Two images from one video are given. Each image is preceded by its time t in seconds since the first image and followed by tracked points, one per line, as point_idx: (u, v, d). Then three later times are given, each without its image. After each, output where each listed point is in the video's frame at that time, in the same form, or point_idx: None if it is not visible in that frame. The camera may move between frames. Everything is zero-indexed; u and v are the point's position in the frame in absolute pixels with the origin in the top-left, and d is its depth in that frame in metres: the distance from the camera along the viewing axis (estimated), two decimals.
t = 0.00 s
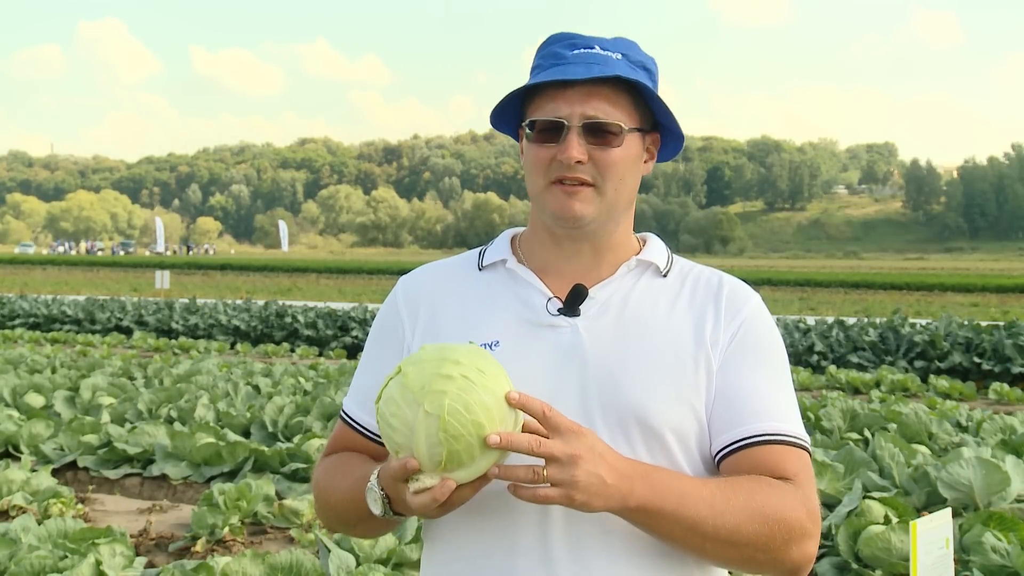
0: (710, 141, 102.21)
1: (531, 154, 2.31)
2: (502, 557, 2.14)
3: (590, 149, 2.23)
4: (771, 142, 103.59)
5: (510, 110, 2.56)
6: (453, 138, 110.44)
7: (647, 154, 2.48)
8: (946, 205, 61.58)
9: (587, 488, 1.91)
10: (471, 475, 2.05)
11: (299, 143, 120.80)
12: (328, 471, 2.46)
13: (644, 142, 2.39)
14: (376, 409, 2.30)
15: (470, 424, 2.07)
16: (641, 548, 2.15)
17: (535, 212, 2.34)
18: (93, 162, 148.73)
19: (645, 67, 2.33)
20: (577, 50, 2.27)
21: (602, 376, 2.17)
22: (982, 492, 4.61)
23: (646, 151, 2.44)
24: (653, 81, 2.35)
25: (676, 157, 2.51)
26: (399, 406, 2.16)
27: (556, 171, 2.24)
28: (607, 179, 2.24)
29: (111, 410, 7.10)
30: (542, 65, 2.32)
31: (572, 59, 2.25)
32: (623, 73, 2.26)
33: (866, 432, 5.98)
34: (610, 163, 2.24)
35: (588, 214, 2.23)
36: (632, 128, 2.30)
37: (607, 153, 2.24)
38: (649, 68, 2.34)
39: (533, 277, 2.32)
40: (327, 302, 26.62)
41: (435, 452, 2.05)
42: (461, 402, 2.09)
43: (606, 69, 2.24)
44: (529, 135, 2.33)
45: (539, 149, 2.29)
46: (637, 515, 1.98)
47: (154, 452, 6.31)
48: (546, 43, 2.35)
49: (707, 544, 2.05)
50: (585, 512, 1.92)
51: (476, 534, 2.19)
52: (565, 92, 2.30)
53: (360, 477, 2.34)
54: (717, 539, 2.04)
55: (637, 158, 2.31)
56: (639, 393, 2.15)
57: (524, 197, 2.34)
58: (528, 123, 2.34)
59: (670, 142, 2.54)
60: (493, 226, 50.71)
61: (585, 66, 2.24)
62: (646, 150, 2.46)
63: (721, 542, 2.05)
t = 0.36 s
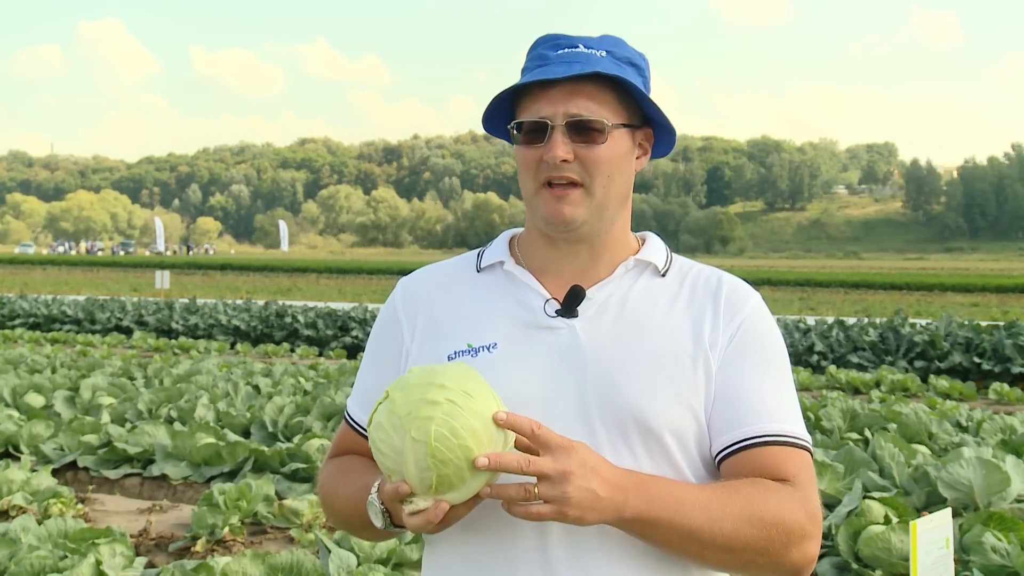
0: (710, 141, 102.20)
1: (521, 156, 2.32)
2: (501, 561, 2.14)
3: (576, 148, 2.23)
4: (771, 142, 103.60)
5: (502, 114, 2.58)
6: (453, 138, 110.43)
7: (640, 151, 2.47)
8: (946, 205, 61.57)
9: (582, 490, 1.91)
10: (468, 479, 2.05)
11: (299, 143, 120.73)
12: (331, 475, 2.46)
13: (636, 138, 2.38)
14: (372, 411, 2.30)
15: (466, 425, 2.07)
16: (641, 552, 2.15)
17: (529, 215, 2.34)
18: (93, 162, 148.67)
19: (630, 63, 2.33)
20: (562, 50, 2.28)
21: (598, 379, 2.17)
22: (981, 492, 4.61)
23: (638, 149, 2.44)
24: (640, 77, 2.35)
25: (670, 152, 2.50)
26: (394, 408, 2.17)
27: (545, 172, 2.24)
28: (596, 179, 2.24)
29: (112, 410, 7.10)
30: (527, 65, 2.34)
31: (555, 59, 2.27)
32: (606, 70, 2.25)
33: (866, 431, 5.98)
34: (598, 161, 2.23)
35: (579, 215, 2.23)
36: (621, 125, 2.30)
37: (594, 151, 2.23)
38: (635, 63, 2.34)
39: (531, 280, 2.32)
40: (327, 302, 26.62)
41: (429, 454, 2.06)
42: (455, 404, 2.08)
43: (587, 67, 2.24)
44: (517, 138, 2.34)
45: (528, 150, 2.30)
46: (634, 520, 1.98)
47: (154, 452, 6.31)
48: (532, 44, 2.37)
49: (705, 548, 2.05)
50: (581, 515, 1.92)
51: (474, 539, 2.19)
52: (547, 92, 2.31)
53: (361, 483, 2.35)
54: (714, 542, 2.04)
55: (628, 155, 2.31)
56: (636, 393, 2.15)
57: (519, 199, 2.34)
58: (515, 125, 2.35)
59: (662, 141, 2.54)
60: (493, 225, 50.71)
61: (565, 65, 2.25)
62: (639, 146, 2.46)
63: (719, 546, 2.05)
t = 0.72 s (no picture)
0: (710, 141, 102.16)
1: (520, 154, 2.32)
2: (497, 560, 2.14)
3: (577, 145, 2.23)
4: (771, 142, 103.60)
5: (503, 112, 2.58)
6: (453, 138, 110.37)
7: (639, 152, 2.47)
8: (946, 205, 61.57)
9: (575, 490, 1.91)
10: (463, 478, 2.05)
11: (299, 143, 120.71)
12: (331, 475, 2.46)
13: (635, 137, 2.39)
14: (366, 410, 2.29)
15: (461, 424, 2.07)
16: (637, 554, 2.15)
17: (528, 214, 2.34)
18: (93, 162, 148.69)
19: (635, 63, 2.33)
20: (565, 47, 2.28)
21: (594, 377, 2.17)
22: (981, 492, 4.61)
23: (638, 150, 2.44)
24: (642, 76, 2.35)
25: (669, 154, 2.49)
26: (387, 408, 2.17)
27: (543, 169, 2.25)
28: (595, 175, 2.23)
29: (112, 410, 7.10)
30: (530, 62, 2.35)
31: (559, 56, 2.27)
32: (610, 68, 2.25)
33: (866, 431, 5.99)
34: (599, 158, 2.23)
35: (577, 216, 2.24)
36: (622, 123, 2.30)
37: (595, 148, 2.23)
38: (638, 64, 2.34)
39: (530, 279, 2.32)
40: (327, 303, 26.62)
41: (422, 453, 2.06)
42: (447, 402, 2.09)
43: (591, 64, 2.25)
44: (517, 133, 2.34)
45: (527, 147, 2.30)
46: (628, 519, 1.98)
47: (154, 452, 6.31)
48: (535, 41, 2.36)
49: (702, 548, 2.04)
50: (575, 515, 1.92)
51: (470, 538, 2.19)
52: (551, 89, 2.31)
53: (358, 482, 2.35)
54: (709, 542, 2.04)
55: (627, 156, 2.31)
56: (631, 391, 2.15)
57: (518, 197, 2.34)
58: (516, 121, 2.35)
59: (663, 142, 2.54)
60: (493, 225, 50.71)
61: (570, 62, 2.25)
62: (638, 147, 2.46)
63: (714, 545, 2.05)
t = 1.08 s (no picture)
0: (710, 141, 102.16)
1: (523, 155, 2.31)
2: (497, 554, 2.15)
3: (584, 146, 2.23)
4: (771, 142, 103.63)
5: (503, 113, 2.57)
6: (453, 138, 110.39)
7: (639, 153, 2.47)
8: (946, 205, 61.60)
9: (575, 489, 1.91)
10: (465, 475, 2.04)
11: (299, 143, 120.74)
12: (326, 473, 2.46)
13: (637, 140, 2.39)
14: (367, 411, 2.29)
15: (464, 423, 2.07)
16: (639, 551, 2.15)
17: (528, 212, 2.34)
18: (94, 163, 148.79)
19: (637, 67, 2.33)
20: (569, 49, 2.28)
21: (595, 372, 2.17)
22: (981, 492, 4.61)
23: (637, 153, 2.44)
24: (644, 79, 2.35)
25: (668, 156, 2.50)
26: (388, 408, 2.17)
27: (549, 170, 2.24)
28: (600, 176, 2.24)
29: (111, 410, 7.10)
30: (534, 62, 2.33)
31: (564, 57, 2.26)
32: (614, 71, 2.26)
33: (866, 431, 5.99)
34: (602, 159, 2.23)
35: (581, 217, 2.23)
36: (626, 125, 2.30)
37: (600, 150, 2.24)
38: (640, 67, 2.35)
39: (529, 276, 2.32)
40: (327, 302, 26.64)
41: (424, 451, 2.06)
42: (449, 397, 2.09)
43: (598, 67, 2.25)
44: (521, 134, 2.34)
45: (530, 147, 2.29)
46: (630, 516, 1.98)
47: (154, 452, 6.31)
48: (536, 43, 2.36)
49: (704, 544, 2.04)
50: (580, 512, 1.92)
51: (471, 537, 2.19)
52: (558, 89, 2.31)
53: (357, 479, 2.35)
54: (712, 539, 2.04)
55: (630, 157, 2.31)
56: (632, 387, 2.15)
57: (518, 197, 2.34)
58: (520, 122, 2.35)
59: (661, 144, 2.54)
60: (493, 225, 50.75)
61: (576, 65, 2.25)
62: (639, 149, 2.46)
63: (715, 541, 2.05)
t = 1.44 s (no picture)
0: (710, 141, 102.13)
1: (529, 155, 2.31)
2: (499, 549, 2.14)
3: (590, 148, 2.24)
4: (771, 142, 103.61)
5: (507, 113, 2.57)
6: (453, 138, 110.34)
7: (641, 156, 2.47)
8: (946, 205, 61.55)
9: (584, 478, 1.91)
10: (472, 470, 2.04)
11: (299, 143, 120.68)
12: (325, 469, 2.46)
13: (641, 143, 2.40)
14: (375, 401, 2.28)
15: (471, 419, 2.06)
16: (639, 548, 2.15)
17: (530, 211, 2.35)
18: (93, 163, 148.79)
19: (642, 69, 2.34)
20: (579, 50, 2.27)
21: (596, 370, 2.17)
22: (981, 492, 4.61)
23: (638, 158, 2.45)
24: (649, 82, 2.36)
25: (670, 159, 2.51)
26: (400, 395, 2.15)
27: (557, 171, 2.23)
28: (605, 178, 2.23)
29: (112, 409, 7.10)
30: (541, 63, 2.32)
31: (574, 58, 2.26)
32: (624, 75, 2.27)
33: (866, 431, 5.99)
34: (609, 162, 2.24)
35: (587, 217, 2.24)
36: (633, 129, 2.31)
37: (607, 153, 2.24)
38: (646, 69, 2.36)
39: (529, 276, 2.32)
40: (327, 303, 26.62)
41: (434, 436, 2.05)
42: (461, 387, 2.09)
43: (607, 71, 2.26)
44: (527, 134, 2.32)
45: (537, 148, 2.28)
46: (636, 509, 1.97)
47: (154, 452, 6.32)
48: (543, 44, 2.35)
49: (709, 538, 2.04)
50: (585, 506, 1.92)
51: (473, 530, 2.19)
52: (567, 92, 2.30)
53: (360, 475, 2.34)
54: (717, 533, 2.04)
55: (635, 160, 2.32)
56: (632, 385, 2.15)
57: (521, 196, 2.34)
58: (527, 122, 2.33)
59: (660, 152, 2.56)
60: (493, 225, 50.77)
61: (588, 66, 2.25)
62: (640, 153, 2.46)
63: (719, 536, 2.05)
